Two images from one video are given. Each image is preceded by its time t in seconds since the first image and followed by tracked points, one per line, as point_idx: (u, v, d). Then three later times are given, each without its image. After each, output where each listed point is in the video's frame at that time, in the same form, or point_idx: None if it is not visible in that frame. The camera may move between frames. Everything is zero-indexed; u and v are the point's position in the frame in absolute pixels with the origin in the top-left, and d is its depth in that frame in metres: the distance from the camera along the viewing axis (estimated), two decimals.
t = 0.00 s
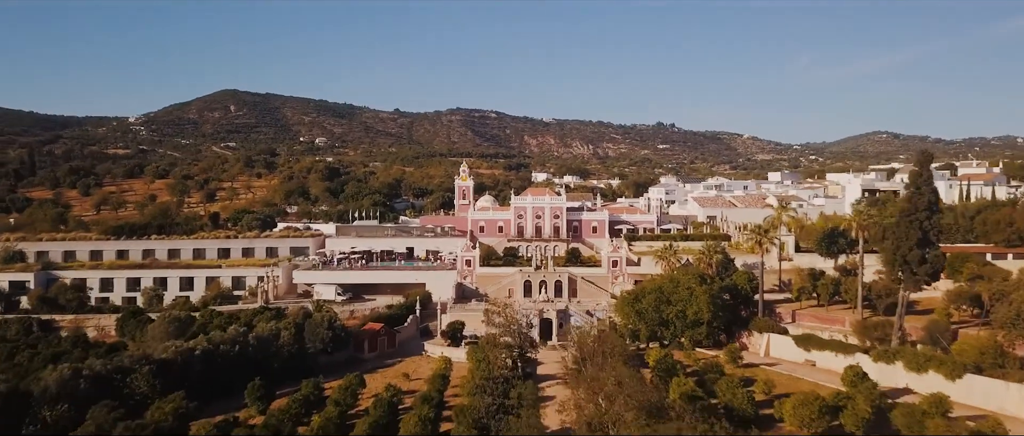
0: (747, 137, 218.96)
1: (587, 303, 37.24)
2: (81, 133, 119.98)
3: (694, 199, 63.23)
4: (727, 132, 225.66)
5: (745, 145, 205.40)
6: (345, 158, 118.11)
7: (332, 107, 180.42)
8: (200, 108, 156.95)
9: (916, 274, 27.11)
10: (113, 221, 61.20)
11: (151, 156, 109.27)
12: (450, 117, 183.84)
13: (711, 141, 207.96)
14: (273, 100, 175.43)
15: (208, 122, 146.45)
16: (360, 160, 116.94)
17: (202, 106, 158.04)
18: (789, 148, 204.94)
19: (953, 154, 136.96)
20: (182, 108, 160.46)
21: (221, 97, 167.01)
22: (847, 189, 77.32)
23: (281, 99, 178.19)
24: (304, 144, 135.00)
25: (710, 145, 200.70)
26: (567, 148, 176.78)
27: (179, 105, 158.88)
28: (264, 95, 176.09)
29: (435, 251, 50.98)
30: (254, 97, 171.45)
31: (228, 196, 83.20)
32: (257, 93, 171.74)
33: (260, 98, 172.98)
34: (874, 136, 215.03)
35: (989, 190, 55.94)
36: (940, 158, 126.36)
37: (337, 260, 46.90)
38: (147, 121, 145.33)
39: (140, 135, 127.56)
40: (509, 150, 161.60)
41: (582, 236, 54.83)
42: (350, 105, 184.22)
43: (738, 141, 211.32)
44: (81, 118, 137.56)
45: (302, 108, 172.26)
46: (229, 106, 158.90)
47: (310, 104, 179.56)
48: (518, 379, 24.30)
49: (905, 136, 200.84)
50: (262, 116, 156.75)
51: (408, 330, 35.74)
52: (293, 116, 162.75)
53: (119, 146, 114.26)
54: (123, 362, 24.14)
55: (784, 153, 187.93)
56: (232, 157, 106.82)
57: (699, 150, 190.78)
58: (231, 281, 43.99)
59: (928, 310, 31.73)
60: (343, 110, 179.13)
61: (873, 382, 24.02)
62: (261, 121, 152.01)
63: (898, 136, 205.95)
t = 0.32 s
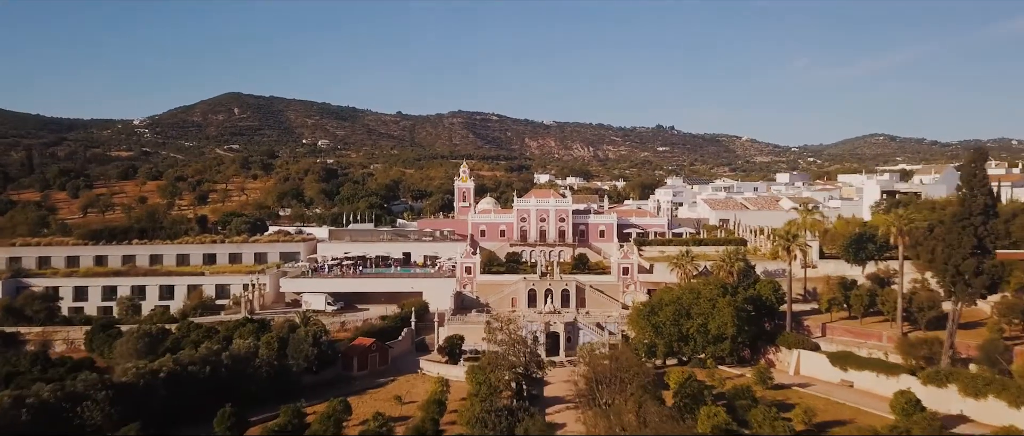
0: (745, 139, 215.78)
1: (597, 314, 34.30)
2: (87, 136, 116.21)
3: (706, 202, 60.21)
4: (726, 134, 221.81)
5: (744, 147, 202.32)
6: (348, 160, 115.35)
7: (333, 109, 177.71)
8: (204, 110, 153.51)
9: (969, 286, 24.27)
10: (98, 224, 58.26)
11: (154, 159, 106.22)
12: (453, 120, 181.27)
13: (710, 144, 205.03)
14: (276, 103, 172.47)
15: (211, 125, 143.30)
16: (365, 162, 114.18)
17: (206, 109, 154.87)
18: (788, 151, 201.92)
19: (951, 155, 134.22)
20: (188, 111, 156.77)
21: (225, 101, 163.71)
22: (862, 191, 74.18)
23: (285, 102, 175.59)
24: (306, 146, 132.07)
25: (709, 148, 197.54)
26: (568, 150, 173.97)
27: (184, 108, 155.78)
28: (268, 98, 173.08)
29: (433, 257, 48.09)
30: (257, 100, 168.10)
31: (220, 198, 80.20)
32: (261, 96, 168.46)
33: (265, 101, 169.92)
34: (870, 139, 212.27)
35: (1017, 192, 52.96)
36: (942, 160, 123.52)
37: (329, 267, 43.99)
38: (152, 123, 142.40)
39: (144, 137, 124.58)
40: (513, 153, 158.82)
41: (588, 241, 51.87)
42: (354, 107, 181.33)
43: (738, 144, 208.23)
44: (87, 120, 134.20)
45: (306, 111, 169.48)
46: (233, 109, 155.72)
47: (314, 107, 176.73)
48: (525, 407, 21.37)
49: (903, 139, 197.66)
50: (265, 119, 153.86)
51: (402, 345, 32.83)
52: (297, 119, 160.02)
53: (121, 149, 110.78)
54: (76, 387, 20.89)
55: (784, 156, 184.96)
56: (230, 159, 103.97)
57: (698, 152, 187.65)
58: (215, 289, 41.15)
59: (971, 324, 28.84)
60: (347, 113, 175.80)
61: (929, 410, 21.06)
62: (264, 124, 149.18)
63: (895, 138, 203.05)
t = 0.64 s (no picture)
0: (744, 140, 215.00)
1: (599, 317, 33.66)
2: (87, 136, 115.97)
3: (708, 202, 59.56)
4: (727, 135, 221.04)
5: (743, 147, 201.56)
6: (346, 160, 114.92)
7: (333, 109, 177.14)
8: (206, 111, 152.70)
9: (982, 290, 23.69)
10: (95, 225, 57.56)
11: (155, 159, 106.01)
12: (453, 120, 180.83)
13: (709, 144, 204.59)
14: (277, 103, 171.92)
15: (212, 125, 142.94)
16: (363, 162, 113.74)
17: (205, 109, 154.49)
18: (788, 151, 201.42)
19: (949, 156, 133.61)
20: (189, 112, 156.38)
21: (226, 101, 163.43)
22: (866, 191, 73.52)
23: (286, 103, 174.98)
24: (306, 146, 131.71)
25: (710, 148, 197.18)
26: (568, 150, 173.45)
27: (185, 108, 155.30)
28: (269, 98, 172.42)
29: (433, 258, 47.52)
30: (258, 100, 167.44)
31: (219, 199, 79.68)
32: (263, 97, 167.79)
33: (266, 102, 169.48)
34: (870, 139, 212.05)
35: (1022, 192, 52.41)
36: (943, 160, 122.96)
37: (327, 268, 43.36)
38: (153, 124, 142.00)
39: (145, 138, 124.42)
40: (512, 153, 158.36)
41: (590, 242, 51.27)
42: (354, 107, 180.87)
43: (738, 144, 207.76)
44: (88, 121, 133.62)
45: (306, 111, 169.12)
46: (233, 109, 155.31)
47: (315, 108, 176.11)
48: (526, 415, 20.68)
49: (903, 139, 197.49)
50: (265, 119, 153.25)
51: (401, 348, 32.20)
52: (297, 120, 159.58)
53: (122, 149, 110.48)
54: (64, 393, 20.36)
55: (784, 156, 184.46)
56: (230, 159, 103.48)
57: (698, 153, 186.99)
58: (211, 291, 40.53)
59: (982, 327, 28.26)
60: (346, 113, 175.54)
61: (945, 419, 20.38)
62: (264, 124, 148.71)
63: (895, 138, 202.66)
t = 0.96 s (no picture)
0: (744, 140, 214.40)
1: (601, 319, 33.18)
2: (88, 136, 115.68)
3: (710, 202, 59.12)
4: (727, 135, 220.39)
5: (742, 148, 201.11)
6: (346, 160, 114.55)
7: (333, 109, 176.77)
8: (207, 111, 152.24)
9: (992, 292, 23.24)
10: (92, 225, 57.11)
11: (154, 159, 105.57)
12: (453, 121, 180.44)
13: (710, 144, 204.24)
14: (278, 104, 171.52)
15: (212, 125, 142.55)
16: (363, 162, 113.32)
17: (206, 109, 154.11)
18: (787, 151, 201.02)
19: (948, 156, 133.48)
20: (189, 112, 156.05)
21: (226, 101, 163.06)
22: (868, 191, 73.01)
23: (287, 103, 174.50)
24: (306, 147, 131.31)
25: (710, 148, 196.74)
26: (568, 150, 173.05)
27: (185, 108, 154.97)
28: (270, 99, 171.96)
29: (432, 259, 47.04)
30: (259, 101, 167.09)
31: (218, 200, 79.35)
32: (263, 97, 167.24)
33: (266, 102, 169.12)
34: (870, 139, 211.78)
35: None
36: (944, 160, 122.64)
37: (326, 269, 42.88)
38: (154, 124, 141.63)
39: (145, 138, 124.02)
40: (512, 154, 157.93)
41: (591, 242, 50.78)
42: (354, 108, 180.50)
43: (739, 144, 207.32)
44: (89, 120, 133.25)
45: (306, 111, 168.72)
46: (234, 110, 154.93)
47: (316, 108, 175.81)
48: (526, 422, 20.14)
49: (903, 139, 197.26)
50: (265, 119, 152.84)
51: (400, 351, 31.69)
52: (298, 120, 159.20)
53: (122, 149, 110.12)
54: (55, 398, 19.98)
55: (784, 156, 184.14)
56: (229, 159, 103.03)
57: (699, 153, 186.55)
58: (208, 292, 40.05)
59: (991, 330, 27.79)
60: (347, 114, 175.19)
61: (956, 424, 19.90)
62: (265, 124, 148.33)
63: (895, 139, 202.39)
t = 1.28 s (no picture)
0: (744, 140, 213.86)
1: (603, 321, 32.75)
2: (88, 136, 115.36)
3: (712, 202, 58.65)
4: (727, 135, 219.87)
5: (742, 148, 200.19)
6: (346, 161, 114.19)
7: (333, 109, 176.39)
8: (207, 112, 151.62)
9: (1003, 294, 22.86)
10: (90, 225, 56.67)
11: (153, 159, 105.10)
12: (453, 121, 180.08)
13: (710, 144, 203.87)
14: (278, 104, 171.09)
15: (212, 125, 142.20)
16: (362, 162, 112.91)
17: (206, 109, 153.76)
18: (787, 151, 200.70)
19: (949, 156, 132.50)
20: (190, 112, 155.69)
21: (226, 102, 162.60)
22: (871, 192, 72.51)
23: (287, 104, 174.03)
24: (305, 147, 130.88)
25: (710, 148, 196.33)
26: (568, 151, 172.67)
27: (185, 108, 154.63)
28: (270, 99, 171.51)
29: (432, 260, 46.60)
30: (259, 101, 166.71)
31: (217, 200, 78.91)
32: (264, 97, 166.85)
33: (267, 102, 168.74)
34: (870, 139, 211.49)
35: None
36: (944, 160, 122.40)
37: (324, 270, 42.44)
38: (154, 124, 141.26)
39: (145, 138, 123.59)
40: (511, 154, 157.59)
41: (592, 243, 50.33)
42: (354, 108, 180.09)
43: (739, 144, 206.95)
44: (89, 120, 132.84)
45: (306, 111, 168.33)
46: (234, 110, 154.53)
47: (316, 108, 175.19)
48: (527, 428, 19.69)
49: (903, 139, 197.06)
50: (265, 119, 152.42)
51: (399, 353, 31.25)
52: (298, 120, 158.87)
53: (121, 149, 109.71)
54: (46, 402, 19.59)
55: (785, 156, 183.78)
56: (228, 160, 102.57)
57: (699, 153, 186.09)
58: (205, 294, 39.62)
59: (998, 332, 27.41)
60: (347, 114, 174.82)
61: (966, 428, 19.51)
62: (265, 124, 147.95)
63: (895, 139, 202.12)
